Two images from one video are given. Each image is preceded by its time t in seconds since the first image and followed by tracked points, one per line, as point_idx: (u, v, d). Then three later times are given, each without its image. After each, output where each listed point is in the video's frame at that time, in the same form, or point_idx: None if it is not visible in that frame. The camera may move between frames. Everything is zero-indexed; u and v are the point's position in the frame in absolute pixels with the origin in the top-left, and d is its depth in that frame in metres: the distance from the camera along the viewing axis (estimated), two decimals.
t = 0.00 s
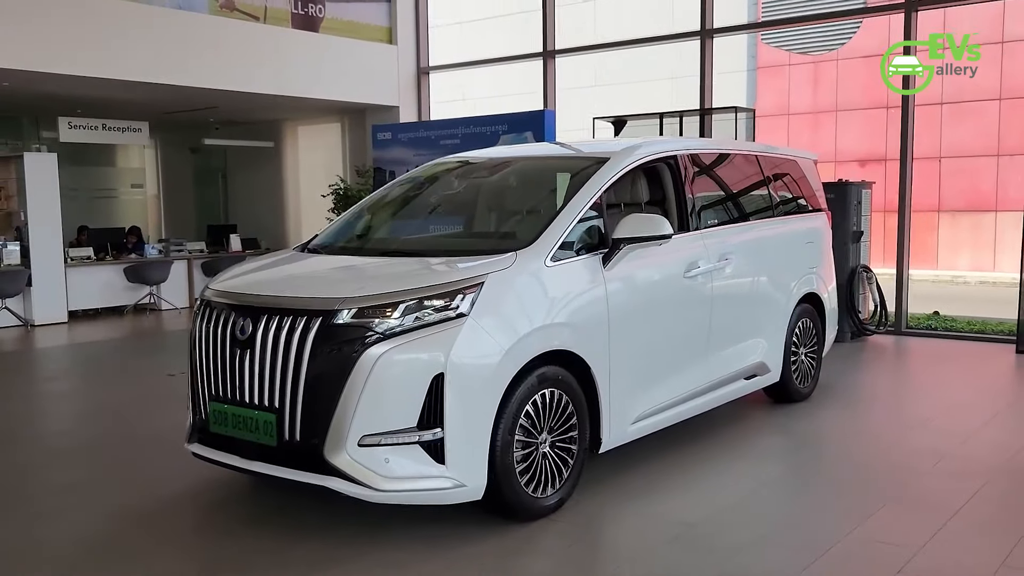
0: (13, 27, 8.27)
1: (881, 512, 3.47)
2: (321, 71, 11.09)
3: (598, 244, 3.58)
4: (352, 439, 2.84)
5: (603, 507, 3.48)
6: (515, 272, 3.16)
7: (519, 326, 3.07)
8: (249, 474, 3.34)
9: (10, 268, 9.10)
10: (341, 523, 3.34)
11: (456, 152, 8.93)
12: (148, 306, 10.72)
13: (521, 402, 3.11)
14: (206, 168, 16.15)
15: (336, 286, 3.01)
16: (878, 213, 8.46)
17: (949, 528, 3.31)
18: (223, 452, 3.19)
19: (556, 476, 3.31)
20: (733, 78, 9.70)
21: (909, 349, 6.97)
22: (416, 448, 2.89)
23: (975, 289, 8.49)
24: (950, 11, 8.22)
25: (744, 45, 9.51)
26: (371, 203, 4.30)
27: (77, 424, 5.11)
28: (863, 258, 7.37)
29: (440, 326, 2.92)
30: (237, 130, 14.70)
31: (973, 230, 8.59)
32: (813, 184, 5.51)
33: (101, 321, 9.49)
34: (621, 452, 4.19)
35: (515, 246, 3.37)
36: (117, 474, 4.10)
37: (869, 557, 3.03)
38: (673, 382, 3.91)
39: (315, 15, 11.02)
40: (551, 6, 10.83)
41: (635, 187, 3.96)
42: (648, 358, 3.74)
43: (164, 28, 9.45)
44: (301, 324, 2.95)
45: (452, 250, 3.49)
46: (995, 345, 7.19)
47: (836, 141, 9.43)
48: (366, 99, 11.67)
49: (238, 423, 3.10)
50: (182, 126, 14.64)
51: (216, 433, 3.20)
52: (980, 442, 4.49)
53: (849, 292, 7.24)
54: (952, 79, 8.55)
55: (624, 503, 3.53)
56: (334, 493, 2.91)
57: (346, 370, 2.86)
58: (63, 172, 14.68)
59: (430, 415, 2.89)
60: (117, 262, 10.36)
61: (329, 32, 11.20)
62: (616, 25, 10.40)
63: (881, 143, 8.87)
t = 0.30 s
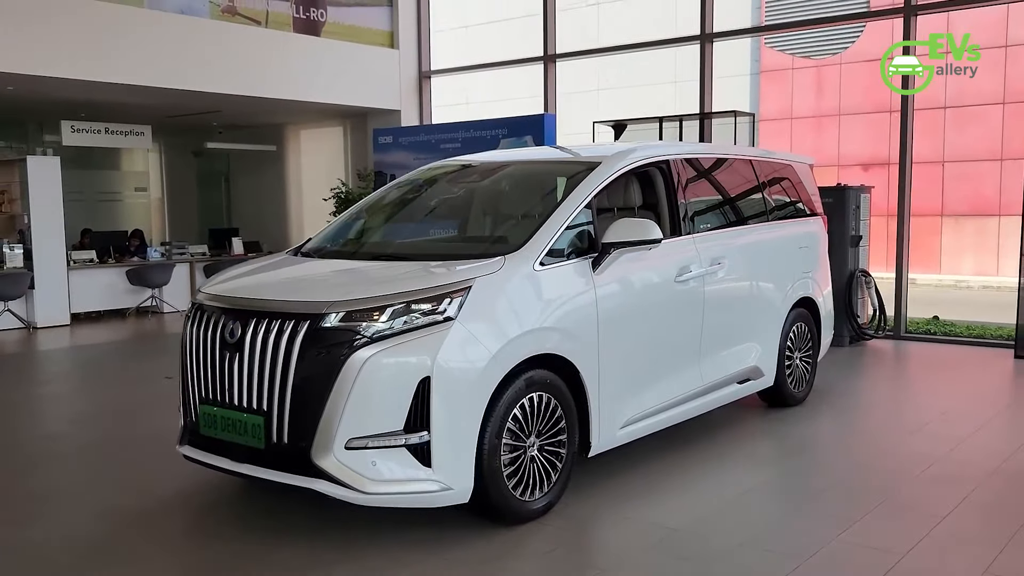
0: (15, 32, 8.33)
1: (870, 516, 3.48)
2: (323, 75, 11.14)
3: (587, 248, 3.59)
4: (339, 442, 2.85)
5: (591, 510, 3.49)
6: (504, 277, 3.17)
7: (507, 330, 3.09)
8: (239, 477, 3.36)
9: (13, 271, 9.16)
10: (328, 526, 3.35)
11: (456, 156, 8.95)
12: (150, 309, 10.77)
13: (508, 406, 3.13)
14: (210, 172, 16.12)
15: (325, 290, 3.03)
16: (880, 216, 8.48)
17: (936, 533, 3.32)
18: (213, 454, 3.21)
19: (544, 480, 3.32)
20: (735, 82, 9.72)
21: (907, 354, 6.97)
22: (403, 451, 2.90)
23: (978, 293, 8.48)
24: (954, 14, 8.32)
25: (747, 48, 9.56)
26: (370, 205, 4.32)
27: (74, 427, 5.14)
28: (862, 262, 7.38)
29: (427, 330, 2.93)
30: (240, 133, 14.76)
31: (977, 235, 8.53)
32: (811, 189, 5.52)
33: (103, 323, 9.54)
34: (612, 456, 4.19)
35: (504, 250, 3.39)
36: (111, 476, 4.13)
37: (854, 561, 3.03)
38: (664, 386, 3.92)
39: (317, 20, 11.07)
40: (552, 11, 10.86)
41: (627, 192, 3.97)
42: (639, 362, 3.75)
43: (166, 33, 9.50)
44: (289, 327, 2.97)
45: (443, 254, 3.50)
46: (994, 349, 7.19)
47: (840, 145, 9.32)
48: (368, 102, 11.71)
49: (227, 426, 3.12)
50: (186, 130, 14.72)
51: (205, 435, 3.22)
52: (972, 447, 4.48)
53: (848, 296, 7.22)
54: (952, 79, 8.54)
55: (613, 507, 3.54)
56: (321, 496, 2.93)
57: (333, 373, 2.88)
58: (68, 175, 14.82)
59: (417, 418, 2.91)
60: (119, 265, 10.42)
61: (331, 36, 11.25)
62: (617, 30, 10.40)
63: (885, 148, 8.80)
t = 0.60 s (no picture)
0: (20, 34, 8.38)
1: (862, 518, 3.48)
2: (326, 77, 11.18)
3: (581, 249, 3.60)
4: (329, 442, 2.87)
5: (583, 510, 3.50)
6: (496, 278, 3.19)
7: (498, 330, 3.10)
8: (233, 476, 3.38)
9: (17, 271, 9.20)
10: (320, 525, 3.37)
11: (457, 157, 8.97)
12: (154, 309, 10.82)
13: (500, 406, 3.14)
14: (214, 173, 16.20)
15: (318, 290, 3.05)
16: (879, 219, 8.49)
17: (926, 534, 3.32)
18: (206, 453, 3.23)
19: (536, 480, 3.34)
20: (738, 84, 9.72)
21: (908, 355, 6.97)
22: (393, 450, 2.92)
23: (981, 296, 8.44)
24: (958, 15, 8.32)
25: (753, 49, 9.58)
26: (370, 205, 4.35)
27: (72, 426, 5.17)
28: (862, 264, 7.37)
29: (418, 330, 2.95)
30: (245, 134, 14.82)
31: (983, 236, 8.48)
32: (811, 191, 5.51)
33: (107, 324, 9.59)
34: (606, 457, 4.20)
35: (496, 250, 3.40)
36: (107, 476, 4.15)
37: (843, 562, 3.04)
38: (658, 387, 3.92)
39: (320, 22, 11.10)
40: (555, 13, 10.89)
41: (623, 193, 3.99)
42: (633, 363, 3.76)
43: (170, 35, 9.55)
44: (281, 327, 2.99)
45: (437, 255, 3.52)
46: (995, 352, 7.18)
47: (844, 148, 9.25)
48: (371, 104, 11.75)
49: (220, 425, 3.14)
50: (190, 131, 14.78)
51: (199, 435, 3.24)
52: (968, 449, 4.48)
53: (848, 298, 7.21)
54: (951, 78, 8.47)
55: (606, 507, 3.55)
56: (312, 495, 2.95)
57: (324, 372, 2.90)
58: (74, 177, 14.90)
59: (407, 418, 2.93)
60: (123, 266, 10.47)
61: (334, 38, 11.29)
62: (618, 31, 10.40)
63: (889, 150, 8.75)
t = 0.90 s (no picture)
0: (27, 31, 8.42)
1: (858, 518, 3.48)
2: (329, 77, 11.19)
3: (578, 249, 3.61)
4: (326, 440, 2.88)
5: (580, 509, 3.51)
6: (492, 277, 3.19)
7: (495, 329, 3.11)
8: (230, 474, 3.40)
9: (21, 271, 9.26)
10: (316, 524, 3.38)
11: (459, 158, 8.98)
12: (157, 308, 10.85)
13: (496, 405, 3.15)
14: (218, 172, 16.27)
15: (315, 290, 3.06)
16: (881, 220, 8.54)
17: (923, 534, 3.32)
18: (204, 452, 3.24)
19: (532, 479, 3.34)
20: (741, 85, 9.72)
21: (909, 356, 6.96)
22: (389, 449, 2.93)
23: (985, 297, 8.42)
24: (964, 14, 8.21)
25: (755, 50, 9.61)
26: (371, 204, 4.36)
27: (72, 425, 5.19)
28: (864, 265, 7.36)
29: (414, 329, 2.96)
30: (248, 134, 14.86)
31: (984, 237, 8.54)
32: (811, 191, 5.50)
33: (111, 323, 9.63)
34: (604, 457, 4.21)
35: (493, 250, 3.41)
36: (106, 475, 4.17)
37: (839, 562, 3.05)
38: (656, 387, 3.92)
39: (323, 22, 11.12)
40: (557, 13, 10.90)
41: (622, 193, 3.99)
42: (630, 363, 3.76)
43: (173, 35, 9.58)
44: (278, 326, 3.00)
45: (434, 255, 3.52)
46: (997, 353, 7.16)
47: (847, 147, 9.39)
48: (375, 105, 11.79)
49: (218, 424, 3.16)
50: (194, 130, 14.82)
51: (197, 433, 3.26)
52: (966, 449, 4.48)
53: (850, 299, 7.20)
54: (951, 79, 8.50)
55: (602, 506, 3.56)
56: (308, 494, 2.96)
57: (321, 371, 2.91)
58: (79, 176, 14.95)
59: (403, 417, 2.94)
60: (126, 265, 10.50)
61: (338, 38, 11.33)
62: (619, 33, 10.42)
63: (893, 151, 8.92)
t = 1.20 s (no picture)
0: (31, 31, 8.45)
1: (858, 518, 3.47)
2: (331, 77, 11.20)
3: (578, 248, 3.60)
4: (325, 439, 2.88)
5: (579, 509, 3.50)
6: (492, 276, 3.19)
7: (494, 328, 3.11)
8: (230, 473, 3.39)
9: (23, 270, 9.27)
10: (315, 523, 3.37)
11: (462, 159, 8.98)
12: (160, 309, 10.86)
13: (495, 404, 3.15)
14: (222, 173, 16.30)
15: (314, 288, 3.06)
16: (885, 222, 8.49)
17: (923, 534, 3.31)
18: (203, 450, 3.24)
19: (532, 479, 3.34)
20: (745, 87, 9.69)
21: (912, 358, 6.94)
22: (388, 448, 2.93)
23: (989, 299, 8.39)
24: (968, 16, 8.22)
25: (761, 52, 9.67)
26: (371, 204, 4.36)
27: (74, 425, 5.18)
28: (867, 267, 7.34)
29: (414, 327, 2.96)
30: (251, 135, 14.88)
31: (990, 239, 8.52)
32: (813, 192, 5.49)
33: (113, 323, 9.64)
34: (604, 457, 4.20)
35: (494, 249, 3.40)
36: (106, 474, 4.17)
37: (838, 562, 3.04)
38: (656, 387, 3.91)
39: (327, 23, 11.16)
40: (560, 14, 10.91)
41: (623, 193, 3.99)
42: (630, 363, 3.75)
43: (177, 36, 9.60)
44: (278, 324, 3.00)
45: (434, 254, 3.52)
46: (1000, 355, 7.14)
47: (851, 150, 9.46)
48: (378, 106, 11.81)
49: (217, 422, 3.16)
50: (197, 131, 14.85)
51: (196, 432, 3.26)
52: (968, 450, 4.47)
53: (853, 300, 7.18)
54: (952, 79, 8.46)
55: (602, 505, 3.55)
56: (307, 492, 2.95)
57: (320, 370, 2.91)
58: (82, 177, 14.97)
59: (402, 415, 2.94)
60: (129, 266, 10.51)
61: (341, 39, 11.36)
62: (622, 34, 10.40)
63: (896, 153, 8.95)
